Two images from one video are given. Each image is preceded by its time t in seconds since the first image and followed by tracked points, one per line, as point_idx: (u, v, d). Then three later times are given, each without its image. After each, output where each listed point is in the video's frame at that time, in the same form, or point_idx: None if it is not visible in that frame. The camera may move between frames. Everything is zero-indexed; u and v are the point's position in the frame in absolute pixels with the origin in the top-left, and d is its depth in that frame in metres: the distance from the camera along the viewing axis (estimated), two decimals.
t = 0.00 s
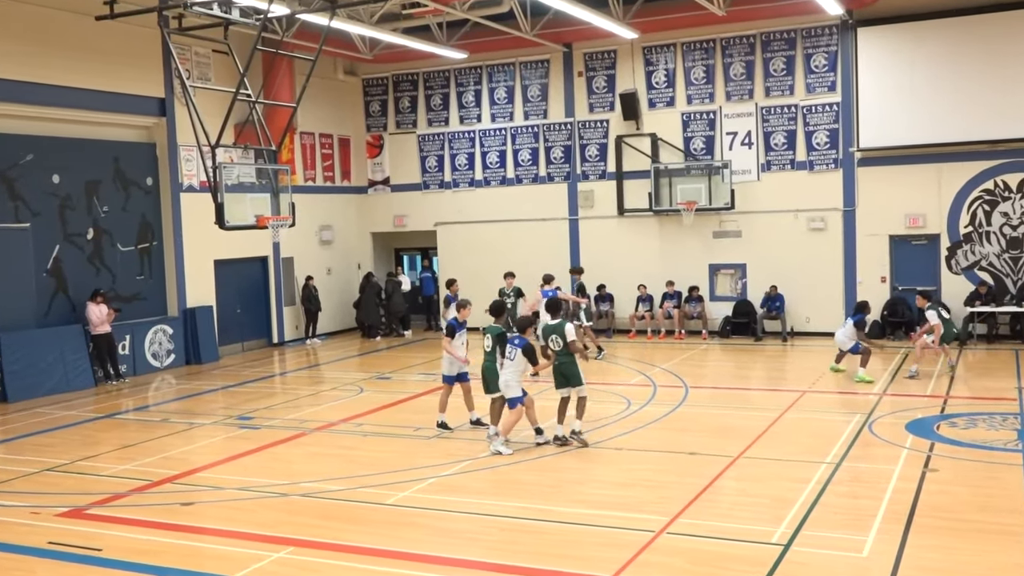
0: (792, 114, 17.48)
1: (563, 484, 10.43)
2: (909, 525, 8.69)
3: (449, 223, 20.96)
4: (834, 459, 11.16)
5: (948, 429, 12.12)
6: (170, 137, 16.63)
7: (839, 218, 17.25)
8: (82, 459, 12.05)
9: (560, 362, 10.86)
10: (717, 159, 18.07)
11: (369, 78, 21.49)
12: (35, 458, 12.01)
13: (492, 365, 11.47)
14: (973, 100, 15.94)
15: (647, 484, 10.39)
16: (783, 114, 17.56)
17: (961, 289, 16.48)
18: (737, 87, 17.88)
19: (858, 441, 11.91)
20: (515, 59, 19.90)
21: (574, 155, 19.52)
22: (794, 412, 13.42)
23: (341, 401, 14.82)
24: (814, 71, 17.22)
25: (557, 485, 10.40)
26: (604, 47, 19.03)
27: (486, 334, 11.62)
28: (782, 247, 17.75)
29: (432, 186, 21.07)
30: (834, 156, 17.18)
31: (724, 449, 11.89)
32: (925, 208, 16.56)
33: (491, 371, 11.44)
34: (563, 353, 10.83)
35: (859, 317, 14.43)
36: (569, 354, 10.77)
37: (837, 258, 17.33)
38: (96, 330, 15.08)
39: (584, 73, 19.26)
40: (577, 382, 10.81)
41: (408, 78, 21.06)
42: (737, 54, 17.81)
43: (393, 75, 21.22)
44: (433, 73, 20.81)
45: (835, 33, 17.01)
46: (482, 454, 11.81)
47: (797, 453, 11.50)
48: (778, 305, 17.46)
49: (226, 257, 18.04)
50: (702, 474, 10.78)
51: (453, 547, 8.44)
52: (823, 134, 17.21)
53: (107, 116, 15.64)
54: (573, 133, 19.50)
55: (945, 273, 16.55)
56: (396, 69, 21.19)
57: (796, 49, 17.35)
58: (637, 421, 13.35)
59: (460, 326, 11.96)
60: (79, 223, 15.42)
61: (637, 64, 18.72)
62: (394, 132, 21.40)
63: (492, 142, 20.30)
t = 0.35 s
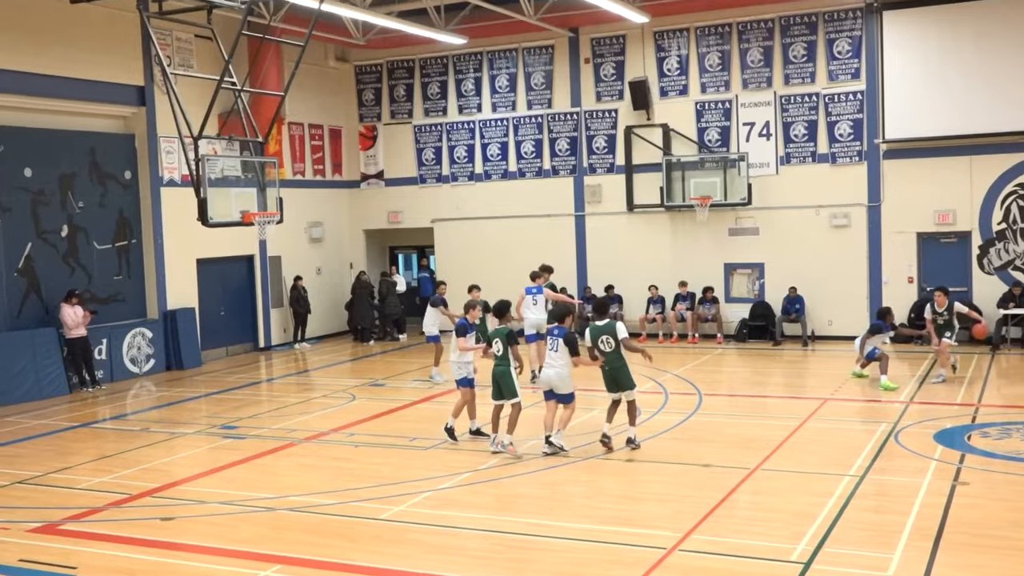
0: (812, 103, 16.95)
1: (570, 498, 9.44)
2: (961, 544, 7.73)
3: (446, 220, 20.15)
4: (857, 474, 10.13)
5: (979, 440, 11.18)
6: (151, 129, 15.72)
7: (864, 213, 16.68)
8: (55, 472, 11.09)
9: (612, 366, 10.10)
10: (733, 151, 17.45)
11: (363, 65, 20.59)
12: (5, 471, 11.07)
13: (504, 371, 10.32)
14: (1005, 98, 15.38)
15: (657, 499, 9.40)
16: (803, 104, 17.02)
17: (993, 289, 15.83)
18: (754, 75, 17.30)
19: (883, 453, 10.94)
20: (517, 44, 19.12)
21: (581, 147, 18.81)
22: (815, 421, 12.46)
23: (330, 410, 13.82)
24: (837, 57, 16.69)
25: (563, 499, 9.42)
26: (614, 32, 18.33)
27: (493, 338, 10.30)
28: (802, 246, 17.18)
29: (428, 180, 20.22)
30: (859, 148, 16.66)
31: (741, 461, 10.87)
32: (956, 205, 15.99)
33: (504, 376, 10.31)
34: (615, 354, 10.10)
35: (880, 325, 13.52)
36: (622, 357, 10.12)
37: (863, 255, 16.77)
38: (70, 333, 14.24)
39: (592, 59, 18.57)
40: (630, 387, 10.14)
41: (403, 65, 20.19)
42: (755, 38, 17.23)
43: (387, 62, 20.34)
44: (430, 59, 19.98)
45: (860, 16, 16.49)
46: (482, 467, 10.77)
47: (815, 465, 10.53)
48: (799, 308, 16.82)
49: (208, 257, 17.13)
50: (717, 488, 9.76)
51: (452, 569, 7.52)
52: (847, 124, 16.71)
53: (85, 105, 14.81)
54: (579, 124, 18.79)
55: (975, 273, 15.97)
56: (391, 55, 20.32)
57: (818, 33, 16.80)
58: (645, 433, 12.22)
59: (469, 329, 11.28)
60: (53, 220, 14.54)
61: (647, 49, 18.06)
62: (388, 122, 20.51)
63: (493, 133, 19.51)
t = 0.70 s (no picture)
0: (828, 91, 16.24)
1: (570, 512, 8.48)
2: (1014, 564, 6.79)
3: (436, 215, 19.29)
4: (876, 484, 9.02)
5: (1004, 449, 10.05)
6: (120, 117, 15.36)
7: (881, 208, 15.99)
8: (17, 485, 10.12)
9: (642, 373, 9.56)
10: (742, 143, 16.71)
11: (347, 50, 19.70)
12: None
13: (515, 380, 9.45)
14: None
15: (665, 513, 8.38)
16: (817, 92, 16.31)
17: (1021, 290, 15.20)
18: (765, 61, 16.57)
19: (904, 459, 9.89)
20: (513, 28, 18.34)
21: (580, 137, 18.01)
22: (831, 431, 11.30)
23: (312, 419, 12.87)
24: (853, 42, 16.00)
25: (564, 513, 8.45)
26: (615, 15, 17.54)
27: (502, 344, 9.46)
28: (816, 243, 16.47)
29: (418, 173, 19.35)
30: (877, 139, 15.98)
31: (753, 472, 9.68)
32: (979, 199, 15.33)
33: (514, 386, 9.42)
34: (645, 363, 9.54)
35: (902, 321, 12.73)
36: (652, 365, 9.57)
37: (881, 252, 16.07)
38: (35, 337, 13.56)
39: (592, 44, 17.78)
40: (657, 395, 9.56)
41: (392, 50, 19.34)
42: (765, 22, 16.52)
43: (374, 47, 19.47)
44: (419, 44, 19.13)
45: None
46: (475, 479, 9.74)
47: (825, 477, 9.32)
48: (812, 310, 16.17)
49: (182, 256, 16.58)
50: (724, 501, 8.69)
51: None
52: (864, 114, 16.01)
53: (50, 94, 14.46)
54: (577, 113, 17.99)
55: (1001, 272, 15.31)
56: (378, 40, 19.45)
57: (833, 17, 16.10)
58: (651, 441, 11.01)
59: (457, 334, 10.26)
60: (15, 216, 14.14)
61: (652, 34, 17.29)
62: (375, 111, 19.63)
63: (486, 123, 18.68)
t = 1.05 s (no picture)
0: (824, 92, 16.23)
1: (565, 513, 8.47)
2: (1009, 564, 6.77)
3: (432, 215, 19.26)
4: (873, 484, 9.00)
5: (1000, 448, 10.08)
6: (115, 119, 15.34)
7: (878, 209, 15.98)
8: (14, 487, 10.09)
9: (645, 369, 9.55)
10: (739, 143, 16.69)
11: (342, 51, 19.68)
12: None
13: (535, 380, 9.37)
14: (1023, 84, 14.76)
15: (661, 514, 8.35)
16: (814, 92, 16.30)
17: (1017, 290, 15.19)
18: (762, 61, 16.55)
19: (900, 459, 9.88)
20: (508, 28, 18.32)
21: (576, 138, 17.99)
22: (827, 431, 11.28)
23: (308, 420, 12.86)
24: (849, 42, 15.97)
25: (559, 514, 8.43)
26: (611, 15, 17.52)
27: (524, 343, 9.42)
28: (813, 243, 16.46)
29: (414, 173, 19.33)
30: (873, 139, 15.97)
31: (750, 472, 9.72)
32: (976, 199, 15.32)
33: (534, 387, 9.35)
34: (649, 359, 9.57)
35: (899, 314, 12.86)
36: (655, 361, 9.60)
37: (878, 252, 16.06)
38: (30, 338, 13.62)
39: (588, 44, 17.76)
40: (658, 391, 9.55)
41: (387, 51, 19.32)
42: (761, 22, 16.50)
43: (370, 47, 19.45)
44: (415, 44, 19.11)
45: None
46: (471, 480, 9.73)
47: (822, 477, 9.31)
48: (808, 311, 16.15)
49: (178, 257, 16.56)
50: (720, 501, 8.67)
51: None
52: (861, 114, 16.00)
53: (46, 95, 14.44)
54: (574, 113, 17.97)
55: (996, 273, 15.31)
56: (373, 40, 19.43)
57: (829, 17, 16.09)
58: (646, 442, 10.98)
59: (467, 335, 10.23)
60: (11, 217, 14.11)
61: (648, 34, 17.28)
62: (370, 112, 19.61)
63: (482, 123, 18.67)
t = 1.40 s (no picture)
0: (823, 94, 16.24)
1: (563, 514, 8.46)
2: (1007, 566, 6.76)
3: (432, 216, 19.26)
4: (871, 486, 9.00)
5: (999, 450, 10.10)
6: (114, 119, 15.34)
7: (877, 210, 15.98)
8: (13, 487, 10.08)
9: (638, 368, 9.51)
10: (738, 145, 16.70)
11: (342, 51, 19.68)
12: None
13: (556, 382, 9.30)
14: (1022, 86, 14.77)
15: (660, 515, 8.34)
16: (814, 94, 16.31)
17: (1016, 292, 15.19)
18: (761, 62, 16.56)
19: (899, 461, 9.88)
20: (507, 29, 18.32)
21: (576, 139, 17.99)
22: (826, 433, 11.27)
23: (306, 420, 12.86)
24: (849, 44, 15.97)
25: (557, 515, 8.43)
26: (610, 16, 17.54)
27: (544, 346, 9.27)
28: (812, 244, 16.46)
29: (413, 174, 19.33)
30: (872, 140, 15.97)
31: (748, 473, 9.74)
32: (975, 201, 15.32)
33: (558, 390, 9.26)
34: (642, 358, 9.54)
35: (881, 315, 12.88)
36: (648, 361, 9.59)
37: (877, 254, 16.05)
38: (29, 338, 13.62)
39: (587, 45, 17.76)
40: (651, 392, 9.52)
41: (387, 52, 19.32)
42: (761, 24, 16.50)
43: (369, 48, 19.45)
44: (414, 45, 19.12)
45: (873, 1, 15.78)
46: (470, 481, 9.73)
47: (822, 479, 9.30)
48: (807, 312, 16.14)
49: (178, 257, 16.56)
50: (719, 502, 8.67)
51: None
52: (860, 116, 16.01)
53: (45, 95, 14.44)
54: (573, 114, 17.97)
55: (996, 275, 15.31)
56: (373, 41, 19.44)
57: (828, 19, 16.09)
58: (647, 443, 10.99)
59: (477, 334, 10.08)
60: (10, 217, 14.11)
61: (647, 36, 17.29)
62: (370, 113, 19.61)
63: (482, 124, 18.68)
